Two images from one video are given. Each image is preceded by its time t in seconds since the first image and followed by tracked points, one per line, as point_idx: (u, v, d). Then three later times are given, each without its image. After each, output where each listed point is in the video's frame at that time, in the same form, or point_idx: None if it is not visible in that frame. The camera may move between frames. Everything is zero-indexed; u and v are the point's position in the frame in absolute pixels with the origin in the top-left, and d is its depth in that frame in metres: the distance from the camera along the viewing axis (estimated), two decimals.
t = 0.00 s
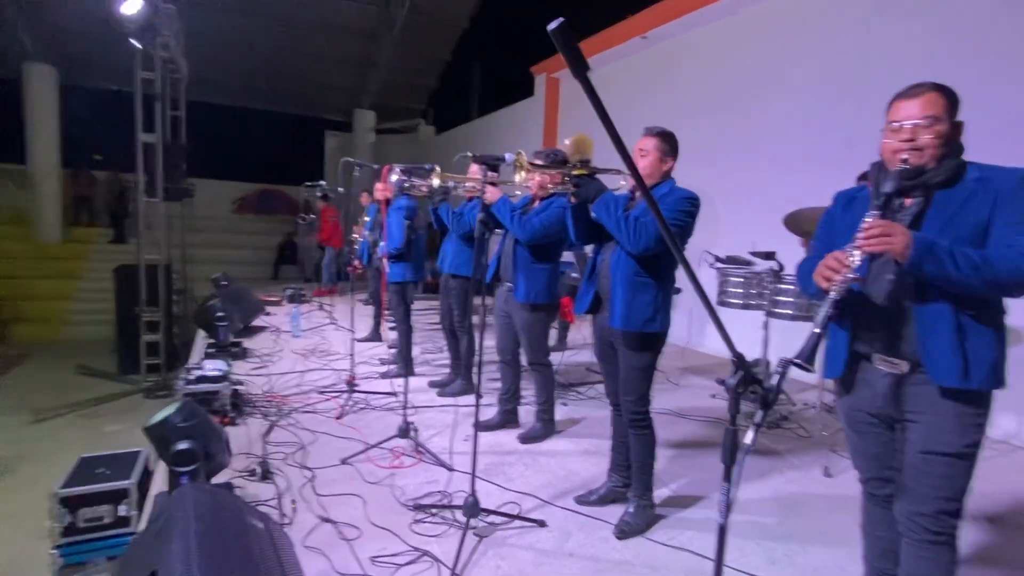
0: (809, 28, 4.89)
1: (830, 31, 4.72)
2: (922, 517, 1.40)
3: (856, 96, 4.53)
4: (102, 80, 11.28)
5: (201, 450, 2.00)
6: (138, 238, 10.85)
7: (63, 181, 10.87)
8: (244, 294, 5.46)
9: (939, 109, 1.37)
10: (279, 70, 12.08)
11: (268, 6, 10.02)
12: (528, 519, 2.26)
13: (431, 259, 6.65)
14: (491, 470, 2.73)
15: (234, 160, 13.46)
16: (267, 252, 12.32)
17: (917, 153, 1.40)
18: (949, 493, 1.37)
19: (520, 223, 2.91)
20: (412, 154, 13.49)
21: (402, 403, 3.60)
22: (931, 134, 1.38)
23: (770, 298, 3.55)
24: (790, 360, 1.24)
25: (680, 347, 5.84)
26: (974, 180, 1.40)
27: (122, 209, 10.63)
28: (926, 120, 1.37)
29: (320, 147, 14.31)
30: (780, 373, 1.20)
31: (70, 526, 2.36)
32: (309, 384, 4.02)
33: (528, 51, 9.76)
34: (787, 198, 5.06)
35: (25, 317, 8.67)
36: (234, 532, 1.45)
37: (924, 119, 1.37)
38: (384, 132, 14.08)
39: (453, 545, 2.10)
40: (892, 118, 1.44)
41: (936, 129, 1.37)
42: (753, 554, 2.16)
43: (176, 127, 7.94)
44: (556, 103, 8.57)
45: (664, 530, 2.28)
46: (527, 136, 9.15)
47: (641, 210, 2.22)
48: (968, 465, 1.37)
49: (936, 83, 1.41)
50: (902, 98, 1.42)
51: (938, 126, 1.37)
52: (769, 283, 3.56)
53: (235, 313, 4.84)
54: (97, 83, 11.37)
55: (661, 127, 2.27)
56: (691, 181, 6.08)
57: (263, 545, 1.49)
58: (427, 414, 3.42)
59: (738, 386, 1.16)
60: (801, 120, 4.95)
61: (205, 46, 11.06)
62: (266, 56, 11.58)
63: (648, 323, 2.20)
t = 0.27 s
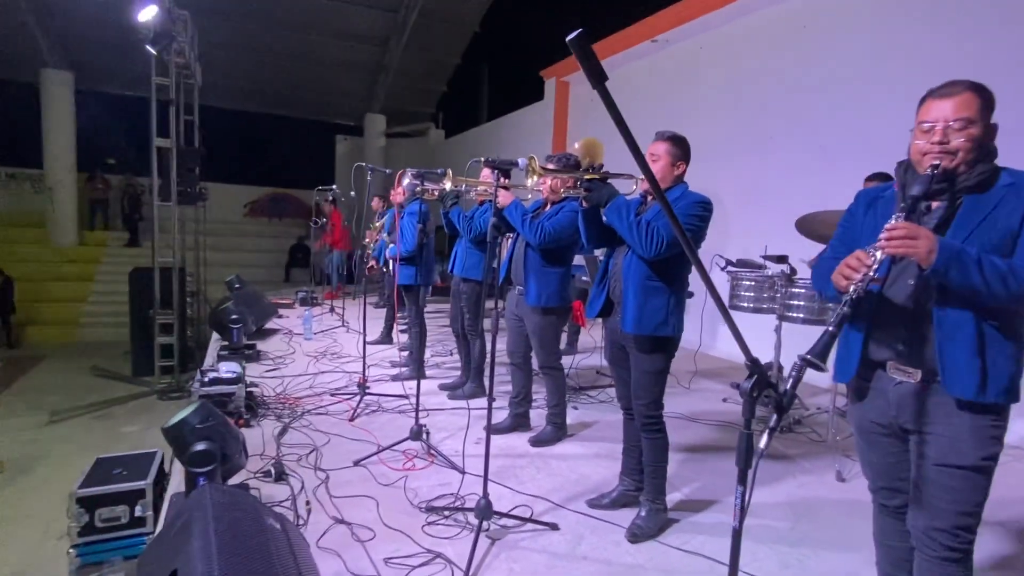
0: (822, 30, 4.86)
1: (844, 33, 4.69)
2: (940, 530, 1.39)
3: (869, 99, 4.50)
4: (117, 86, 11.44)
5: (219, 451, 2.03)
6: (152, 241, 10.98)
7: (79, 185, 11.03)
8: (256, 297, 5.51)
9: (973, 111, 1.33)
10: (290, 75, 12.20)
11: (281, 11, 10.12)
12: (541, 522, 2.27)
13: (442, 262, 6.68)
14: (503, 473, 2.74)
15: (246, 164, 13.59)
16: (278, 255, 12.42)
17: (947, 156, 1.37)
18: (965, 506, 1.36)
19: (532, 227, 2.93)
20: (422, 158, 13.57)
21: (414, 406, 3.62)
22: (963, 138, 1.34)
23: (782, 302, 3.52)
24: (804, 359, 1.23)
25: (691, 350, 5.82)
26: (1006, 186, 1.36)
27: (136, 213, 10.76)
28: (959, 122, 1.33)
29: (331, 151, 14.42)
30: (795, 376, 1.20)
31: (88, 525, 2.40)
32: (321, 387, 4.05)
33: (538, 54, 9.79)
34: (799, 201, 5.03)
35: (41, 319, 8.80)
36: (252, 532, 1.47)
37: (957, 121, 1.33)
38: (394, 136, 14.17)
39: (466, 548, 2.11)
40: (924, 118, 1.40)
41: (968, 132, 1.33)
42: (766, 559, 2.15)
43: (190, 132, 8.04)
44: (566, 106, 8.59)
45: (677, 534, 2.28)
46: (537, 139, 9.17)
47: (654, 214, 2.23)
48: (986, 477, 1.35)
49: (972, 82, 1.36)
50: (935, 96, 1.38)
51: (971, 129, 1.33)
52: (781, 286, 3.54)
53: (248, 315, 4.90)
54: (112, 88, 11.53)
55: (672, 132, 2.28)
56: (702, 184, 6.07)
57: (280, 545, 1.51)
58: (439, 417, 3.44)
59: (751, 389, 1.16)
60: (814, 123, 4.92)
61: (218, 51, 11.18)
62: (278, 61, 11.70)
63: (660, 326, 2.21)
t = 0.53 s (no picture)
0: (817, 34, 4.91)
1: (838, 36, 4.74)
2: (931, 535, 1.41)
3: (864, 101, 4.54)
4: (112, 88, 11.40)
5: (216, 453, 2.03)
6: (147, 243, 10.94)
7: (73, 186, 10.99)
8: (252, 299, 5.50)
9: (988, 111, 1.31)
10: (286, 77, 12.19)
11: (277, 13, 10.11)
12: (537, 523, 2.28)
13: (438, 264, 6.69)
14: (500, 474, 2.75)
15: (241, 166, 13.56)
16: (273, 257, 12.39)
17: (958, 157, 1.36)
18: (959, 512, 1.38)
19: (528, 230, 2.95)
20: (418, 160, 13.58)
21: (411, 408, 3.62)
22: (977, 138, 1.33)
23: (777, 303, 3.55)
24: (796, 354, 1.24)
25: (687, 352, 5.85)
26: (1020, 188, 1.34)
27: (131, 215, 10.73)
28: (973, 121, 1.32)
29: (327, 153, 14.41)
30: (788, 378, 1.21)
31: (84, 528, 2.40)
32: (318, 389, 4.06)
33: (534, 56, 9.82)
34: (794, 202, 5.07)
35: (35, 321, 8.75)
36: (251, 534, 1.48)
37: (971, 121, 1.32)
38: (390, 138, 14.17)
39: (463, 549, 2.12)
40: (938, 115, 1.39)
41: (982, 132, 1.32)
42: (761, 559, 2.17)
43: (185, 134, 8.02)
44: (562, 108, 8.61)
45: (673, 534, 2.29)
46: (533, 141, 9.19)
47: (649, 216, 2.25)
48: (982, 481, 1.36)
49: (991, 80, 1.34)
50: (952, 93, 1.37)
51: (985, 129, 1.32)
52: (776, 287, 3.57)
53: (245, 317, 4.89)
54: (107, 90, 11.49)
55: (665, 134, 2.30)
56: (697, 186, 6.10)
57: (279, 547, 1.51)
58: (436, 418, 3.45)
59: (745, 390, 1.17)
60: (809, 125, 4.96)
61: (214, 53, 11.17)
62: (274, 63, 11.69)
63: (655, 328, 2.23)
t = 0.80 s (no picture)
0: (803, 38, 5.00)
1: (823, 40, 4.83)
2: (907, 526, 1.48)
3: (849, 104, 4.64)
4: (103, 91, 11.36)
5: (214, 454, 2.07)
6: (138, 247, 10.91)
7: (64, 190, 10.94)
8: (245, 302, 5.52)
9: (976, 115, 1.31)
10: (278, 80, 12.21)
11: (269, 16, 10.14)
12: (530, 519, 2.33)
13: (432, 266, 6.73)
14: (493, 473, 2.80)
15: (233, 169, 13.55)
16: (266, 260, 12.39)
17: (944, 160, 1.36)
18: (932, 507, 1.43)
19: (520, 232, 3.01)
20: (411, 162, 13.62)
21: (405, 409, 3.67)
22: (964, 142, 1.33)
23: (763, 302, 3.64)
24: (771, 350, 1.31)
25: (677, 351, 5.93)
26: (1007, 191, 1.34)
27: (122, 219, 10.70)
28: (958, 124, 1.33)
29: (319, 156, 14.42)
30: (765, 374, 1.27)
31: (81, 531, 2.42)
32: (312, 391, 4.09)
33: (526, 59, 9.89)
34: (781, 203, 5.16)
35: (26, 326, 8.71)
36: (251, 530, 1.53)
37: (956, 124, 1.32)
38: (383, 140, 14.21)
39: (457, 546, 2.17)
40: (926, 117, 1.39)
41: (968, 135, 1.32)
42: (748, 551, 2.23)
43: (177, 138, 8.02)
44: (553, 111, 8.69)
45: (662, 529, 2.35)
46: (524, 144, 9.26)
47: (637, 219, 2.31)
48: (957, 479, 1.41)
49: (981, 83, 1.34)
50: (942, 94, 1.37)
51: (971, 133, 1.32)
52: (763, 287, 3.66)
53: (238, 321, 4.92)
54: (97, 94, 11.44)
55: (652, 139, 2.38)
56: (686, 187, 6.19)
57: (277, 543, 1.56)
58: (430, 419, 3.50)
59: (723, 386, 1.23)
60: (796, 128, 5.06)
61: (206, 56, 11.16)
62: (266, 66, 11.70)
63: (643, 328, 2.28)
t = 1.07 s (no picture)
0: (780, 42, 5.14)
1: (799, 44, 4.98)
2: (866, 507, 1.56)
3: (823, 107, 4.78)
4: (85, 95, 11.28)
5: (208, 452, 2.14)
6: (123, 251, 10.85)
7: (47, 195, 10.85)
8: (233, 305, 5.56)
9: (929, 120, 1.33)
10: (264, 83, 12.20)
11: (255, 19, 10.16)
12: (515, 510, 2.43)
13: (419, 267, 6.81)
14: (480, 467, 2.89)
15: (219, 172, 13.52)
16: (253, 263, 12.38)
17: (897, 163, 1.39)
18: (886, 491, 1.50)
19: (504, 233, 3.11)
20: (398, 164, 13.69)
21: (394, 407, 3.75)
22: (915, 146, 1.35)
23: (741, 299, 3.78)
24: (732, 337, 1.45)
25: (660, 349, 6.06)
26: (960, 193, 1.37)
27: (107, 224, 10.64)
28: (911, 130, 1.34)
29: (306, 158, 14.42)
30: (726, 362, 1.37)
31: (74, 532, 2.47)
32: (302, 392, 4.15)
33: (510, 62, 10.01)
34: (759, 203, 5.31)
35: (10, 332, 8.65)
36: (248, 520, 1.61)
37: (909, 129, 1.34)
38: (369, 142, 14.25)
39: (446, 536, 2.26)
40: (883, 121, 1.41)
41: (919, 140, 1.34)
42: (723, 536, 2.34)
43: (163, 142, 8.01)
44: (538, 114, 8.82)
45: (641, 517, 2.46)
46: (510, 146, 9.37)
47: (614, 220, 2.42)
48: (910, 465, 1.46)
49: (938, 85, 1.35)
50: (897, 99, 1.38)
51: (924, 138, 1.34)
52: (739, 284, 3.80)
53: (227, 323, 4.96)
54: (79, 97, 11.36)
55: (627, 145, 2.49)
56: (668, 187, 6.32)
57: (273, 532, 1.65)
58: (418, 417, 3.58)
59: (686, 373, 1.34)
60: (773, 130, 5.20)
61: (190, 60, 11.13)
62: (252, 69, 11.70)
63: (621, 324, 2.39)
